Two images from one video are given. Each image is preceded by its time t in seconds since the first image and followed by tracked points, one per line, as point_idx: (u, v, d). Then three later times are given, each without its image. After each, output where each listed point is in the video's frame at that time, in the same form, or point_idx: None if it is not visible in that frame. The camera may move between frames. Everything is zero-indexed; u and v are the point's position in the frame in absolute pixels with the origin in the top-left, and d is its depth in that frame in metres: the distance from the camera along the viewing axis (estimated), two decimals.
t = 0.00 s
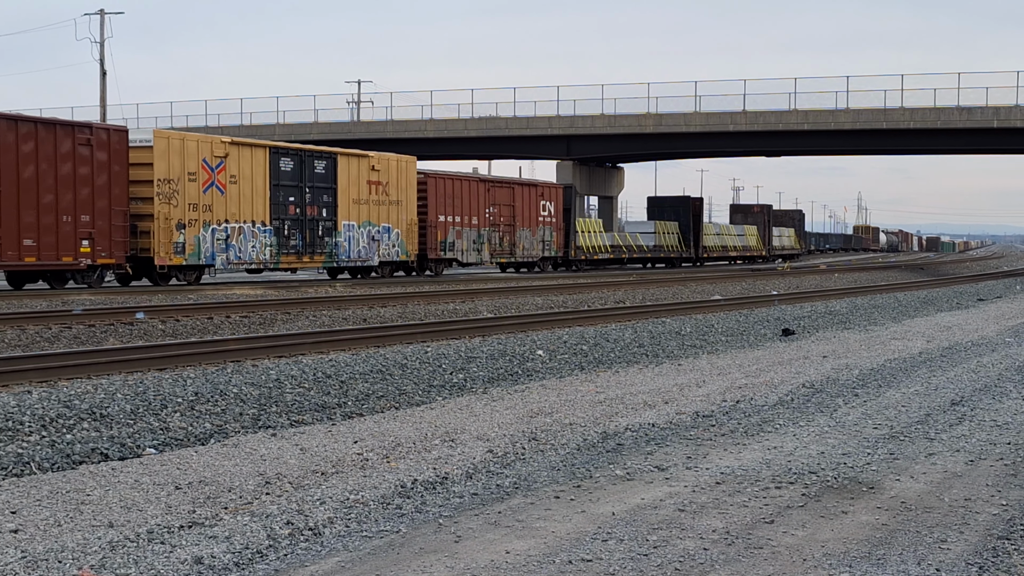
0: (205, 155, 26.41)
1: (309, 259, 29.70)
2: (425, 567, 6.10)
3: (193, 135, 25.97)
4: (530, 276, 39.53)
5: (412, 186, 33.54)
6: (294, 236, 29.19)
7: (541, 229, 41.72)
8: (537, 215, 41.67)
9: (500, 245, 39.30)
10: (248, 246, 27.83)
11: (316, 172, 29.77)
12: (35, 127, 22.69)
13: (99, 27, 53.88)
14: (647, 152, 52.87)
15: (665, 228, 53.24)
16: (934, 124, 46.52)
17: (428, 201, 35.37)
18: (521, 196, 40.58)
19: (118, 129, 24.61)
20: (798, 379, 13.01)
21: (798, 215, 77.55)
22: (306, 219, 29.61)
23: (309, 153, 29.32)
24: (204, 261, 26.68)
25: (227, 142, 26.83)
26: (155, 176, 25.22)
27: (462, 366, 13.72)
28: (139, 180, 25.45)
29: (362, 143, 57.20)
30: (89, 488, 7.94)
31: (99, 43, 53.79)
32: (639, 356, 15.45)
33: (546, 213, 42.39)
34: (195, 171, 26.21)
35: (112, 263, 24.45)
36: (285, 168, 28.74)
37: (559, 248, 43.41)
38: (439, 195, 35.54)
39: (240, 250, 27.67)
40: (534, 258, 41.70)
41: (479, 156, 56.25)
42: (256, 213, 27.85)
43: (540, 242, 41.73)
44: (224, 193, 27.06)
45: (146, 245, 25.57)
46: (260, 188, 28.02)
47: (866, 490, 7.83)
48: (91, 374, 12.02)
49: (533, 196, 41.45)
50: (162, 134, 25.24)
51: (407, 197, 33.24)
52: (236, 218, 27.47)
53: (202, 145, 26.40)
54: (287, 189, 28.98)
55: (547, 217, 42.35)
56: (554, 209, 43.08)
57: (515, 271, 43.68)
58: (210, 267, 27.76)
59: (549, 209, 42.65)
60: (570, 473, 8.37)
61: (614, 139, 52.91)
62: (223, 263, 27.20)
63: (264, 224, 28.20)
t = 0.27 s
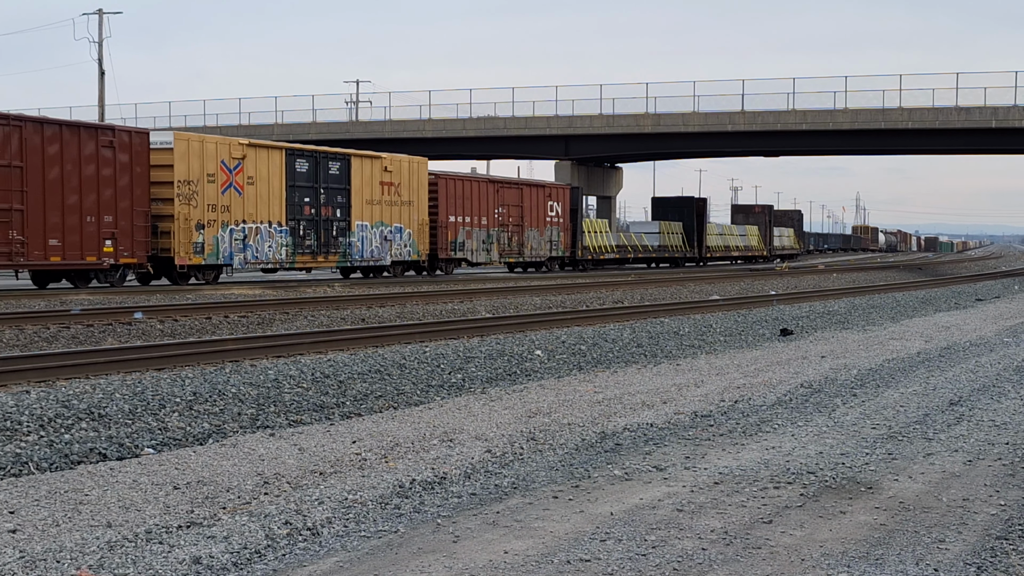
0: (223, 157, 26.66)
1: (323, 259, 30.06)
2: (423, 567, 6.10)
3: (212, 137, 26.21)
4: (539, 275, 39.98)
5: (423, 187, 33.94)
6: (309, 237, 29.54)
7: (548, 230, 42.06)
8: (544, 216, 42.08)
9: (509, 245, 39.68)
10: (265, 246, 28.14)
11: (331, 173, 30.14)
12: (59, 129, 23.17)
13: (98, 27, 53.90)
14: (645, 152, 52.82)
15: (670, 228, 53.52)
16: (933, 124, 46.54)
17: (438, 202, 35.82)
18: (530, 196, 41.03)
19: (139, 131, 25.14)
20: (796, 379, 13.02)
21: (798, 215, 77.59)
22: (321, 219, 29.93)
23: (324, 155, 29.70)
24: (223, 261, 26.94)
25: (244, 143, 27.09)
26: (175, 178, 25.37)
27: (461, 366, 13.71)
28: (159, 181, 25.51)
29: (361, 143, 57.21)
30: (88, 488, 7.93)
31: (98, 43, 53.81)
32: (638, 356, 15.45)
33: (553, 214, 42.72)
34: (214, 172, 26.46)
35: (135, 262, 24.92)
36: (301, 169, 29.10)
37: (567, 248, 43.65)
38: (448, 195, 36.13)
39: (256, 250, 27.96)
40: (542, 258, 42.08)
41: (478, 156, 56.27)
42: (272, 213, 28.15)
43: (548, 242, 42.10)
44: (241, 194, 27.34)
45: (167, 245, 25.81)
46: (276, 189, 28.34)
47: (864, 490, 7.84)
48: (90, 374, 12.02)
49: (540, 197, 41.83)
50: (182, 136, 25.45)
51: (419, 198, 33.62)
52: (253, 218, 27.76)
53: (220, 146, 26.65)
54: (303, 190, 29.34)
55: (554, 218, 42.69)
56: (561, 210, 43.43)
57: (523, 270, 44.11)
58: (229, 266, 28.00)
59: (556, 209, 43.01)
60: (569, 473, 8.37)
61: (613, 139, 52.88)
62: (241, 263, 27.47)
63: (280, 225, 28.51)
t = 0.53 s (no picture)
0: (240, 158, 27.08)
1: (337, 259, 30.47)
2: (421, 567, 6.10)
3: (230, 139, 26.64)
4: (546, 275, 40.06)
5: (434, 190, 34.22)
6: (323, 237, 29.94)
7: (555, 230, 42.10)
8: (553, 216, 42.24)
9: (516, 245, 39.76)
10: (281, 246, 28.55)
11: (344, 174, 30.59)
12: (83, 132, 23.47)
13: (96, 26, 53.90)
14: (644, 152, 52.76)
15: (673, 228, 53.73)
16: (931, 124, 46.57)
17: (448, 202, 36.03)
18: (538, 197, 41.19)
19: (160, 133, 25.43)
20: (794, 379, 13.03)
21: (797, 216, 77.62)
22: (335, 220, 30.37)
23: (338, 156, 30.15)
24: (240, 261, 27.34)
25: (261, 145, 27.50)
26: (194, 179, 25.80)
27: (459, 366, 13.71)
28: (179, 182, 26.02)
29: (360, 143, 57.21)
30: (86, 487, 7.93)
31: (96, 43, 53.79)
32: (636, 356, 15.45)
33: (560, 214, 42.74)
34: (232, 173, 26.87)
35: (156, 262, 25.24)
36: (315, 170, 29.54)
37: (572, 248, 43.63)
38: (458, 196, 36.27)
39: (273, 250, 28.37)
40: (549, 258, 42.17)
41: (476, 156, 56.30)
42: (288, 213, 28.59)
43: (555, 242, 42.20)
44: (258, 195, 27.75)
45: (186, 245, 26.21)
46: (291, 190, 28.76)
47: (862, 490, 7.84)
48: (89, 374, 12.03)
49: (548, 197, 41.88)
50: (201, 138, 25.87)
51: (430, 199, 33.98)
52: (269, 218, 28.17)
53: (238, 148, 27.06)
54: (317, 190, 29.76)
55: (561, 218, 42.71)
56: (569, 210, 43.48)
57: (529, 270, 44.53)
58: (245, 266, 28.47)
59: (563, 209, 42.94)
60: (567, 473, 8.37)
61: (612, 139, 52.84)
62: (258, 262, 27.88)
63: (295, 225, 28.92)
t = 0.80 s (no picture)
0: (257, 160, 27.69)
1: (350, 258, 31.13)
2: (419, 567, 6.10)
3: (247, 141, 27.25)
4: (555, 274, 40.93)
5: (446, 189, 35.11)
6: (337, 236, 30.60)
7: (562, 230, 42.95)
8: (559, 217, 43.03)
9: (524, 245, 40.55)
10: (296, 245, 29.20)
11: (357, 175, 31.27)
12: (105, 134, 23.95)
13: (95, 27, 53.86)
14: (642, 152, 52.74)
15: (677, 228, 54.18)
16: (930, 125, 46.59)
17: (458, 203, 36.75)
18: (545, 198, 41.94)
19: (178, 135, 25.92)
20: (793, 379, 13.03)
21: (795, 215, 77.71)
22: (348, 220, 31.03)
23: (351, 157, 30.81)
24: (257, 260, 27.98)
25: (277, 147, 28.13)
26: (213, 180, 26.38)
27: (457, 366, 13.71)
28: (198, 183, 26.60)
29: (359, 143, 57.22)
30: (84, 487, 7.93)
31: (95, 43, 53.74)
32: (635, 356, 15.46)
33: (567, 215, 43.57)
34: (249, 174, 27.48)
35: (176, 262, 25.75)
36: (329, 171, 30.20)
37: (579, 248, 44.54)
38: (468, 197, 37.04)
39: (288, 249, 29.01)
40: (556, 257, 42.98)
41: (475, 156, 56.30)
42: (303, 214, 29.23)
43: (561, 242, 43.01)
44: (274, 195, 28.37)
45: (204, 245, 26.81)
46: (306, 191, 29.41)
47: (861, 490, 7.85)
48: (87, 374, 12.02)
49: (555, 198, 42.66)
50: (219, 140, 26.45)
51: (440, 199, 34.76)
52: (285, 218, 28.81)
53: (255, 150, 27.68)
54: (331, 191, 30.41)
55: (568, 219, 43.52)
56: (575, 210, 44.24)
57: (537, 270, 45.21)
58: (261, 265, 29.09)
59: (569, 210, 43.69)
60: (565, 473, 8.37)
61: (610, 139, 52.82)
62: (274, 261, 28.52)
63: (310, 225, 29.57)
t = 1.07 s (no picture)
0: (273, 161, 28.19)
1: (363, 258, 31.70)
2: (417, 567, 6.10)
3: (264, 142, 27.74)
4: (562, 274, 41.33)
5: (456, 189, 35.75)
6: (350, 237, 31.15)
7: (570, 231, 43.39)
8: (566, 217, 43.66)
9: (533, 246, 41.03)
10: (311, 245, 29.73)
11: (369, 176, 31.82)
12: (128, 137, 24.38)
13: (93, 27, 53.88)
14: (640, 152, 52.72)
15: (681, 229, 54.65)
16: (928, 125, 46.60)
17: (468, 204, 37.35)
18: (553, 198, 42.59)
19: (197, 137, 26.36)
20: (791, 379, 13.05)
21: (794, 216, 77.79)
22: (361, 220, 31.59)
23: (363, 159, 31.35)
24: (273, 260, 28.50)
25: (292, 148, 28.64)
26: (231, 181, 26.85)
27: (455, 366, 13.71)
28: (216, 184, 27.07)
29: (358, 143, 57.25)
30: (82, 487, 7.93)
31: (93, 42, 53.74)
32: (633, 356, 15.47)
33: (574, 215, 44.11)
34: (266, 176, 27.99)
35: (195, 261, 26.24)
36: (343, 172, 30.74)
37: (586, 248, 44.98)
38: (477, 198, 37.58)
39: (303, 249, 29.54)
40: (563, 257, 43.59)
41: (473, 156, 56.32)
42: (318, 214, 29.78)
43: (569, 243, 43.59)
44: (290, 196, 28.90)
45: (222, 245, 27.34)
46: (320, 191, 29.96)
47: (859, 490, 7.85)
48: (85, 374, 12.01)
49: (563, 199, 43.12)
50: (237, 142, 26.92)
51: (449, 200, 35.36)
52: (300, 219, 29.35)
53: (271, 151, 28.17)
54: (345, 192, 30.96)
55: (575, 219, 44.00)
56: (582, 211, 44.74)
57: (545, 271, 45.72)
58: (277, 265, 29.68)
59: (577, 211, 44.31)
60: (564, 473, 8.38)
61: (608, 140, 52.79)
62: (290, 261, 29.05)
63: (324, 225, 30.11)
